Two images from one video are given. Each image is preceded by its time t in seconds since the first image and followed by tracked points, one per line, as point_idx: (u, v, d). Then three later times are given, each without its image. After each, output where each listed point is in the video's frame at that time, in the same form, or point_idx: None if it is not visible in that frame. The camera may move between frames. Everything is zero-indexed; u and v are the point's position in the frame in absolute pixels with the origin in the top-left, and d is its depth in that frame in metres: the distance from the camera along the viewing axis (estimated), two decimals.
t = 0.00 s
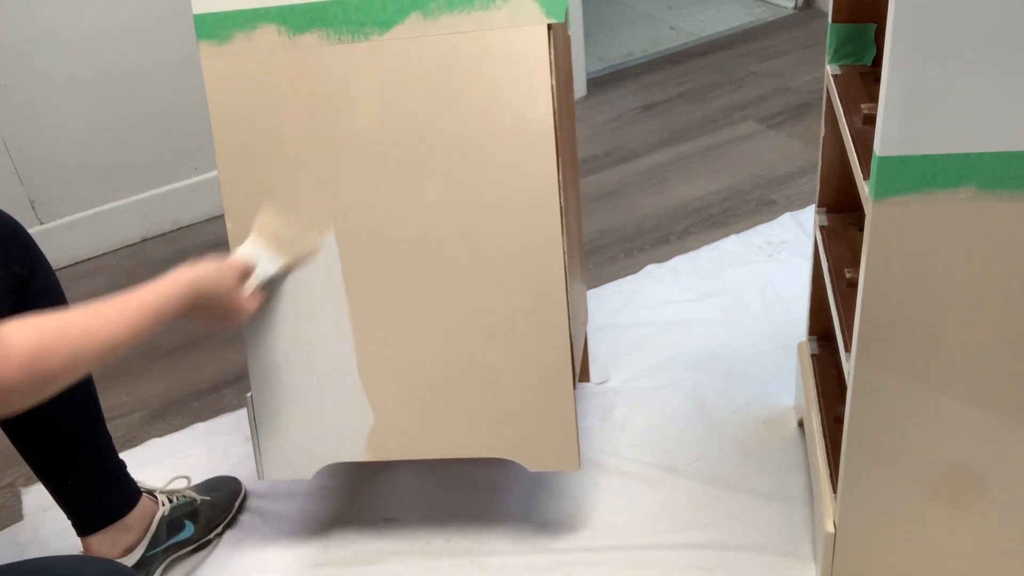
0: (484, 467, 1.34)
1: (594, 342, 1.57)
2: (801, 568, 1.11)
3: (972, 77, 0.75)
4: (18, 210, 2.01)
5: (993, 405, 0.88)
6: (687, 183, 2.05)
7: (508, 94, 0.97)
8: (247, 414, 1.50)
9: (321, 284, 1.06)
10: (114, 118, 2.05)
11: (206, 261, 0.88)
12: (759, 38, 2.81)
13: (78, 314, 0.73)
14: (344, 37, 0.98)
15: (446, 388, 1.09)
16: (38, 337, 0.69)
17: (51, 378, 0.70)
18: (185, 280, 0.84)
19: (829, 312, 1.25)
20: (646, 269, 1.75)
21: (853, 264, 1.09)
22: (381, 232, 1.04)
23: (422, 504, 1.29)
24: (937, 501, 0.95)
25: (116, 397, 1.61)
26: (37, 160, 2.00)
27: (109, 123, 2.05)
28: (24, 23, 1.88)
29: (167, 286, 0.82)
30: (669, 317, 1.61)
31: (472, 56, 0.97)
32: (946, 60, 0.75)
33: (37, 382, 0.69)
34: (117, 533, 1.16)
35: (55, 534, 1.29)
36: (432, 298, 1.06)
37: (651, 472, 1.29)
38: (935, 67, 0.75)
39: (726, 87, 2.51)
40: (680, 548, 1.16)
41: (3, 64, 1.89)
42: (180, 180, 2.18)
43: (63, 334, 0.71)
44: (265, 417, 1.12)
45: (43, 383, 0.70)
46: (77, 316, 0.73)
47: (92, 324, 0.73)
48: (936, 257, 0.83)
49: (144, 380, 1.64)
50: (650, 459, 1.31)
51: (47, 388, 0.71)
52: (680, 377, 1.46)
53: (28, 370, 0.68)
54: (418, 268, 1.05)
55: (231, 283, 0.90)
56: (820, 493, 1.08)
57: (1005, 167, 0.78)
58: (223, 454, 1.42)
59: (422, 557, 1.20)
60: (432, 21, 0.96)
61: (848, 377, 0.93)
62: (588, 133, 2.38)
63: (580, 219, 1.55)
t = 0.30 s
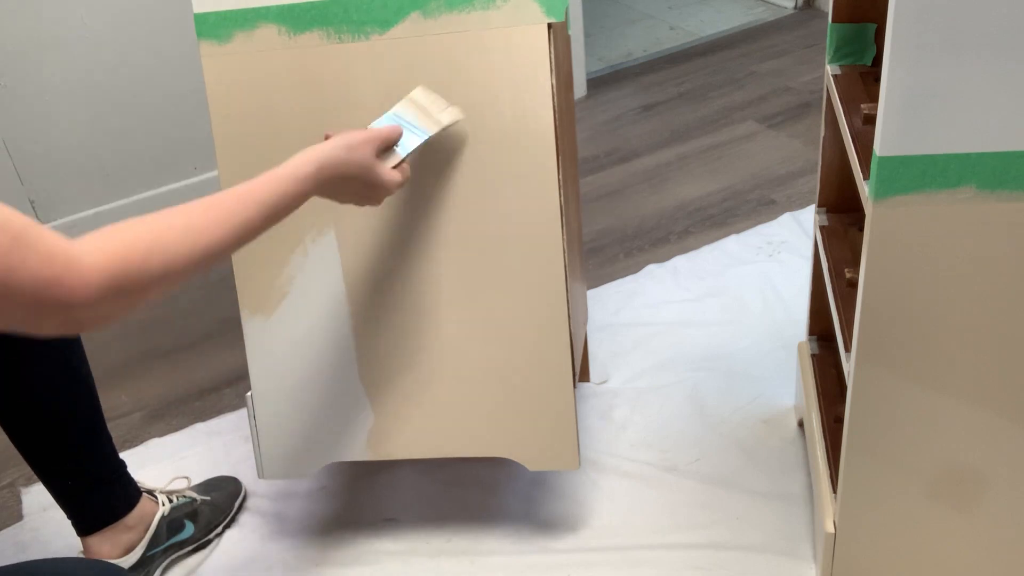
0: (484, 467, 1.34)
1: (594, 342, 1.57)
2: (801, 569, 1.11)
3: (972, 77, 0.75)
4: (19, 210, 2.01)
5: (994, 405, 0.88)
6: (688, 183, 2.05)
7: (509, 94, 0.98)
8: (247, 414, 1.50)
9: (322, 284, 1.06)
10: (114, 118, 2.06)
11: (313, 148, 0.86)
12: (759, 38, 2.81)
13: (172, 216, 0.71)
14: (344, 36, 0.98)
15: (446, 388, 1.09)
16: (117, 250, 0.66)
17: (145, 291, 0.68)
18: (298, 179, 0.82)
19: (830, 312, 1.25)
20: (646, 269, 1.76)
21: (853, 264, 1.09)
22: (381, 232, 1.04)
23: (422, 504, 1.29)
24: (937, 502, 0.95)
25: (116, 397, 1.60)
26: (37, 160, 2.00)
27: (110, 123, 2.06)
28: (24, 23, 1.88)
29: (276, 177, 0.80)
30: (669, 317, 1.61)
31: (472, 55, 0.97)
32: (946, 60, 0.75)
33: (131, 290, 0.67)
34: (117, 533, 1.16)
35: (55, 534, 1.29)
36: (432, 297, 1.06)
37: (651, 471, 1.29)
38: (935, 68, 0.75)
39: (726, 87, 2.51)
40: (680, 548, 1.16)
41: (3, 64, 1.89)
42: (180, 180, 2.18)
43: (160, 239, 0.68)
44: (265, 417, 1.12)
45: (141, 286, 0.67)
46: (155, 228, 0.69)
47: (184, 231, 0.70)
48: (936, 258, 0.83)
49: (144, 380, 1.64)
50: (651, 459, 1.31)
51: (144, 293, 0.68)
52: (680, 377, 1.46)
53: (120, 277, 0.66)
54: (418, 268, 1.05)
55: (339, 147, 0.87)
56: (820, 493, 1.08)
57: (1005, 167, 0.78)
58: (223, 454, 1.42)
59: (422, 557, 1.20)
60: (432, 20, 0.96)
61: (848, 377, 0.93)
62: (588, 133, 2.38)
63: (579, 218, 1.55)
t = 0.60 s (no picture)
0: (483, 467, 1.34)
1: (594, 342, 1.57)
2: (801, 569, 1.11)
3: (972, 77, 0.75)
4: (18, 210, 2.01)
5: (994, 405, 0.88)
6: (687, 183, 2.05)
7: (508, 94, 0.97)
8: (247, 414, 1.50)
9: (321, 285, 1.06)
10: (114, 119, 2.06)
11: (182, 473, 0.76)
12: (759, 38, 2.81)
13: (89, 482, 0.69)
14: (344, 35, 0.98)
15: (446, 388, 1.09)
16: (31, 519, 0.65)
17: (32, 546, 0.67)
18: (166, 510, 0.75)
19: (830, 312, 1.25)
20: (646, 269, 1.76)
21: (853, 264, 1.09)
22: (380, 233, 1.04)
23: (422, 504, 1.29)
24: (937, 501, 0.95)
25: (115, 397, 1.60)
26: (37, 160, 2.00)
27: (110, 124, 2.06)
28: (24, 23, 1.88)
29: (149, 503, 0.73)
30: (669, 317, 1.61)
31: (473, 56, 0.97)
32: (946, 60, 0.75)
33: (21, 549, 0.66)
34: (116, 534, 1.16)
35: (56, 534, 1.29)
36: (433, 297, 1.06)
37: (651, 472, 1.29)
38: (935, 68, 0.75)
39: (726, 87, 2.51)
40: (680, 549, 1.16)
41: (3, 64, 1.89)
42: (180, 180, 2.18)
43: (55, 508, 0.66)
44: (265, 416, 1.12)
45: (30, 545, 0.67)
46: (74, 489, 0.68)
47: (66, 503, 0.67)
48: (936, 257, 0.83)
49: (144, 380, 1.64)
50: (651, 459, 1.31)
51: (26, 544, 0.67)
52: (680, 377, 1.46)
53: None
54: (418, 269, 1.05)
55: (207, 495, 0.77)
56: (820, 493, 1.08)
57: (1004, 166, 0.78)
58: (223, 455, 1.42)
59: (422, 557, 1.20)
60: (432, 20, 0.96)
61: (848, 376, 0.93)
62: (588, 133, 2.38)
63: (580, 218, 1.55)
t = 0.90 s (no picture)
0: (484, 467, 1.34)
1: (594, 342, 1.57)
2: (801, 569, 1.11)
3: (971, 78, 0.75)
4: (18, 210, 2.01)
5: (993, 405, 0.88)
6: (687, 183, 2.06)
7: (508, 95, 0.97)
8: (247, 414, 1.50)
9: (321, 286, 1.06)
10: (114, 119, 2.06)
11: None
12: (759, 38, 2.81)
13: None
14: (344, 38, 0.98)
15: (446, 388, 1.09)
16: None
17: None
18: None
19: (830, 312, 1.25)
20: (646, 269, 1.75)
21: (853, 264, 1.09)
22: (380, 234, 1.04)
23: (422, 504, 1.29)
24: (937, 501, 0.95)
25: (116, 397, 1.60)
26: (37, 160, 2.00)
27: (110, 124, 2.06)
28: (24, 24, 1.88)
29: None
30: (669, 317, 1.61)
31: (473, 57, 0.97)
32: (946, 61, 0.75)
33: None
34: (117, 535, 1.16)
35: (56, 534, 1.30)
36: (433, 298, 1.06)
37: (651, 472, 1.29)
38: (935, 69, 0.75)
39: (726, 87, 2.51)
40: (681, 548, 1.16)
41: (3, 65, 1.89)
42: (180, 181, 2.17)
43: None
44: (265, 416, 1.12)
45: None
46: None
47: None
48: (936, 257, 0.83)
49: (144, 380, 1.64)
50: (651, 459, 1.31)
51: None
52: (680, 377, 1.46)
53: None
54: (418, 269, 1.05)
55: None
56: (820, 492, 1.08)
57: (1004, 167, 0.78)
58: (223, 454, 1.42)
59: (423, 557, 1.20)
60: (432, 23, 0.96)
61: (848, 376, 0.93)
62: (588, 133, 2.38)
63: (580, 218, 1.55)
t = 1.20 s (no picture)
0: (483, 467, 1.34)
1: (594, 342, 1.57)
2: (801, 569, 1.11)
3: (972, 78, 0.75)
4: (18, 210, 2.01)
5: (994, 405, 0.88)
6: (687, 183, 2.06)
7: (508, 95, 0.97)
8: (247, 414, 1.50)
9: (320, 286, 1.06)
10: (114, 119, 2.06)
11: None
12: (759, 38, 2.81)
13: None
14: (344, 39, 0.98)
15: (445, 388, 1.09)
16: None
17: None
18: None
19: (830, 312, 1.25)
20: (646, 269, 1.76)
21: (853, 264, 1.09)
22: (380, 234, 1.04)
23: (422, 504, 1.29)
24: (937, 501, 0.95)
25: (116, 397, 1.60)
26: (37, 159, 2.00)
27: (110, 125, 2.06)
28: (24, 24, 1.88)
29: None
30: (669, 317, 1.61)
31: (472, 57, 0.97)
32: (946, 61, 0.75)
33: None
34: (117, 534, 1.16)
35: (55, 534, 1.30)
36: (433, 298, 1.06)
37: (651, 472, 1.29)
38: (935, 68, 0.75)
39: (726, 87, 2.51)
40: (680, 549, 1.16)
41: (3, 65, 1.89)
42: (181, 180, 2.17)
43: None
44: (265, 417, 1.12)
45: None
46: None
47: None
48: (936, 257, 0.83)
49: (144, 380, 1.64)
50: (651, 459, 1.31)
51: None
52: (680, 377, 1.46)
53: None
54: (418, 269, 1.05)
55: None
56: (820, 493, 1.08)
57: (1004, 166, 0.78)
58: (223, 454, 1.42)
59: (423, 557, 1.20)
60: (431, 23, 0.96)
61: (848, 376, 0.93)
62: (588, 133, 2.38)
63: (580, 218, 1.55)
